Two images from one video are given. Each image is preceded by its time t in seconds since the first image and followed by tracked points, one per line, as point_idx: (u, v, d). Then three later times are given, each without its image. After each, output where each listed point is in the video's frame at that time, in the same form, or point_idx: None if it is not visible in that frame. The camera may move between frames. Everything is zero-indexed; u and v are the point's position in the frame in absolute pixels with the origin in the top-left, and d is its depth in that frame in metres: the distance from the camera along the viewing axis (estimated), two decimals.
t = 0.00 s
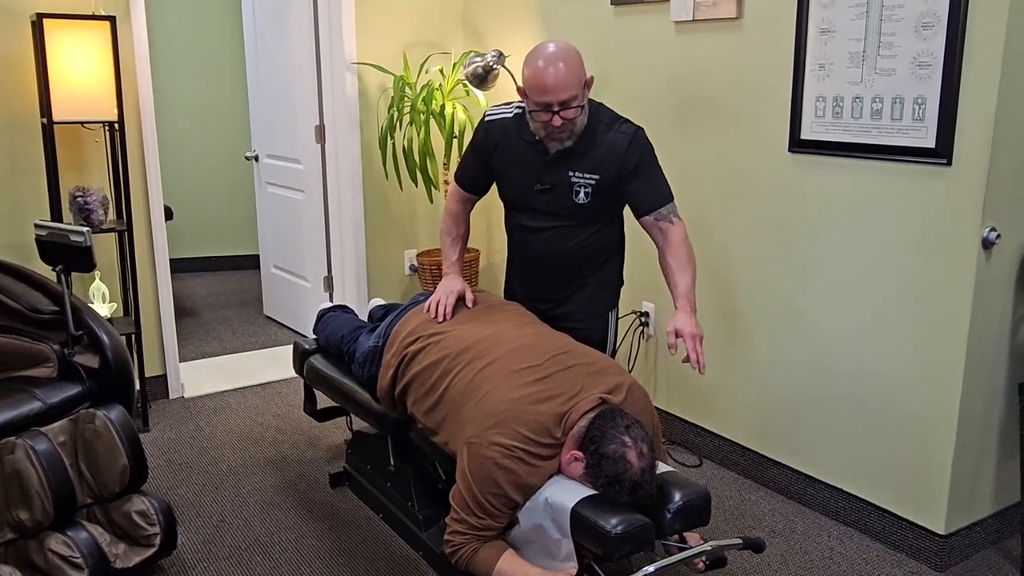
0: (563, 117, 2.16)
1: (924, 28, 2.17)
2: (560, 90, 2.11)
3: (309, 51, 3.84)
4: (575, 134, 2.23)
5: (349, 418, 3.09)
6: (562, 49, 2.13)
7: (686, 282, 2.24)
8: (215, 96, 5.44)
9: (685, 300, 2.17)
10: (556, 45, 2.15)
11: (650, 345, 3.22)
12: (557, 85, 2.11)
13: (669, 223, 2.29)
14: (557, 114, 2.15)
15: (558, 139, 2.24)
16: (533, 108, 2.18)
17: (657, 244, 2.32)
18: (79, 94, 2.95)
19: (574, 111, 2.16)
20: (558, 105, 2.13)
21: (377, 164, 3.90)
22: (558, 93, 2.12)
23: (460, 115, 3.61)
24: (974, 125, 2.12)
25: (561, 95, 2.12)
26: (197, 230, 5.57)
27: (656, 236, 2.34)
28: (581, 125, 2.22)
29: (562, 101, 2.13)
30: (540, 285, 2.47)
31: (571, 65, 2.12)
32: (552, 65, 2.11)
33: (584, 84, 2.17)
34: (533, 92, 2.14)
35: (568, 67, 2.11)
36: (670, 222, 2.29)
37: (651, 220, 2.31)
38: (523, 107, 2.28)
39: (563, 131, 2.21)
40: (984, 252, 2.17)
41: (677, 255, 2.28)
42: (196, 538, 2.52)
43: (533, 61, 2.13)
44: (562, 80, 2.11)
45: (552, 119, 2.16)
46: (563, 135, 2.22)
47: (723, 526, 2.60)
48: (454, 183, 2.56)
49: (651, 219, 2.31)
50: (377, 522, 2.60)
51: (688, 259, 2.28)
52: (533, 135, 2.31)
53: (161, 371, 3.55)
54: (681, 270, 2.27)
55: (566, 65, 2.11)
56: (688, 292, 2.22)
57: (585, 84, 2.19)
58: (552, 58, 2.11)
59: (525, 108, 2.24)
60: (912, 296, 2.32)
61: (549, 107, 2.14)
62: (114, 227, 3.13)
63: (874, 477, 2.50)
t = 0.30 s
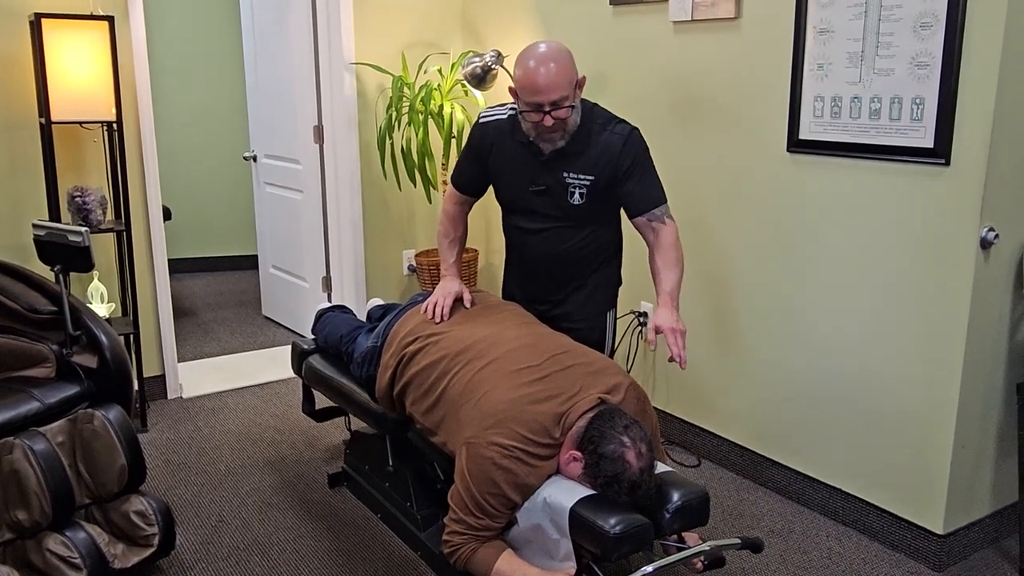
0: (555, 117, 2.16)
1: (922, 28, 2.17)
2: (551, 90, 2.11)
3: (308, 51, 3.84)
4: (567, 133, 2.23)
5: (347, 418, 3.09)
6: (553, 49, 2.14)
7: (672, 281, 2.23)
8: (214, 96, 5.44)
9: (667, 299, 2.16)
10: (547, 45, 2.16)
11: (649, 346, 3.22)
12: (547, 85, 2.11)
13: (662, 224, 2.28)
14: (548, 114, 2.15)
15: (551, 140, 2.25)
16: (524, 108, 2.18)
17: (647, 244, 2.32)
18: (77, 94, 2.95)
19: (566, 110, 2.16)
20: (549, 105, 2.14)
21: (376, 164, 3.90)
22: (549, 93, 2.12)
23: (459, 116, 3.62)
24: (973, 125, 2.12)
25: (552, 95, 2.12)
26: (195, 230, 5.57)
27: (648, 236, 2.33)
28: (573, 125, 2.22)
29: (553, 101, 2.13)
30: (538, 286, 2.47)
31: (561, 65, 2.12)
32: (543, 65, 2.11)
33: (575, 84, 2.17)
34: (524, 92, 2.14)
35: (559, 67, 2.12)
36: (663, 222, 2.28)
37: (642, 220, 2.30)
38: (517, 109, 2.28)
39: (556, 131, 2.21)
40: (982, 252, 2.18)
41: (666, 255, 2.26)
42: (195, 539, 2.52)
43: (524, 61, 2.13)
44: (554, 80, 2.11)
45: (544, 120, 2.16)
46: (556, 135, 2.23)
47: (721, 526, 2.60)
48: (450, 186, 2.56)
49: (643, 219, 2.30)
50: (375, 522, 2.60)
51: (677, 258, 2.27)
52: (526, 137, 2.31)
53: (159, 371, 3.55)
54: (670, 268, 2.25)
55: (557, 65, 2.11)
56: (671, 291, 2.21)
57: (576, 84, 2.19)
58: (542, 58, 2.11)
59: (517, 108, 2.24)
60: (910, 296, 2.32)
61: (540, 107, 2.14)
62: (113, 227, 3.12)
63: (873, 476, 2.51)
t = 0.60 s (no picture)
0: (541, 120, 2.13)
1: (921, 28, 2.17)
2: (536, 92, 2.09)
3: (307, 51, 3.83)
4: (556, 135, 2.23)
5: (346, 419, 3.09)
6: (538, 52, 2.11)
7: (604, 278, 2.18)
8: (214, 96, 5.44)
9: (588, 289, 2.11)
10: (532, 48, 2.14)
11: (648, 346, 3.22)
12: (531, 87, 2.09)
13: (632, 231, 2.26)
14: (534, 117, 2.13)
15: (540, 142, 2.24)
16: (511, 112, 2.15)
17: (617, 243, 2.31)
18: (76, 94, 2.95)
19: (552, 113, 2.13)
20: (535, 108, 2.11)
21: (375, 163, 3.89)
22: (535, 96, 2.09)
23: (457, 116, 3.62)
24: (972, 125, 2.12)
25: (538, 97, 2.09)
26: (194, 230, 5.57)
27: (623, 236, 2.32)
28: (561, 127, 2.22)
29: (539, 103, 2.10)
30: (537, 287, 2.47)
31: (546, 67, 2.10)
32: (528, 68, 2.09)
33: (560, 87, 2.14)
34: (510, 95, 2.12)
35: (545, 69, 2.09)
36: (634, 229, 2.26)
37: (618, 226, 2.29)
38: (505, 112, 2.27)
39: (544, 133, 2.19)
40: (981, 252, 2.18)
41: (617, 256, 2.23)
42: (194, 538, 2.52)
43: (510, 64, 2.11)
44: (539, 83, 2.09)
45: (530, 123, 2.14)
46: (545, 138, 2.22)
47: (720, 526, 2.61)
48: (444, 190, 2.56)
49: (618, 225, 2.29)
50: (374, 523, 2.60)
51: (623, 259, 2.23)
52: (516, 141, 2.31)
53: (158, 371, 3.55)
54: (608, 263, 2.23)
55: (543, 68, 2.09)
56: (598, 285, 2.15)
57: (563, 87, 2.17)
58: (527, 61, 2.09)
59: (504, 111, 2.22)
60: (909, 296, 2.32)
61: (525, 110, 2.12)
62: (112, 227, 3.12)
63: (872, 476, 2.51)
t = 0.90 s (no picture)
0: (519, 125, 2.14)
1: (921, 29, 2.17)
2: (514, 97, 2.10)
3: (306, 52, 3.83)
4: (538, 140, 2.23)
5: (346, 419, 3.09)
6: (519, 57, 2.12)
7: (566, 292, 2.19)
8: (214, 97, 5.44)
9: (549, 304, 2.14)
10: (516, 52, 2.14)
11: (647, 346, 3.22)
12: (510, 91, 2.09)
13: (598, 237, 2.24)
14: (513, 121, 2.14)
15: (522, 148, 2.25)
16: (491, 116, 2.17)
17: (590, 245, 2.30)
18: (75, 95, 2.95)
19: (531, 118, 2.14)
20: (513, 112, 2.12)
21: (374, 164, 3.89)
22: (512, 100, 2.10)
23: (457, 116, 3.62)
24: (971, 125, 2.12)
25: (514, 101, 2.10)
26: (194, 231, 5.57)
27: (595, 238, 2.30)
28: (544, 132, 2.22)
29: (517, 108, 2.11)
30: (537, 287, 2.47)
31: (526, 72, 2.10)
32: (508, 72, 2.09)
33: (540, 92, 2.14)
34: (489, 99, 2.13)
35: (524, 75, 2.10)
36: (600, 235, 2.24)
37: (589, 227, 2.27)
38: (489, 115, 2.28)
39: (524, 137, 2.20)
40: (980, 253, 2.18)
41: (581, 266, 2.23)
42: (193, 539, 2.52)
43: (491, 67, 2.12)
44: (518, 87, 2.09)
45: (509, 127, 2.15)
46: (526, 143, 2.23)
47: (720, 526, 2.61)
48: (438, 195, 2.56)
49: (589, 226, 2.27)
50: (373, 524, 2.60)
51: (585, 271, 2.23)
52: (500, 146, 2.31)
53: (158, 372, 3.55)
54: (572, 275, 2.24)
55: (523, 73, 2.10)
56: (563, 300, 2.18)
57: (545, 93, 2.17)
58: (506, 66, 2.10)
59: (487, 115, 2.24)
60: (908, 297, 2.32)
61: (504, 114, 2.13)
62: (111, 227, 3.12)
63: (871, 477, 2.51)
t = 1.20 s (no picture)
0: (502, 134, 2.12)
1: (921, 30, 2.17)
2: (494, 107, 2.07)
3: (306, 52, 3.83)
4: (521, 147, 2.21)
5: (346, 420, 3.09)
6: (497, 65, 2.09)
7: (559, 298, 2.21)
8: (213, 98, 5.44)
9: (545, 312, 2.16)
10: (493, 60, 2.11)
11: (647, 348, 3.22)
12: (489, 101, 2.06)
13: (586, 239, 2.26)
14: (495, 132, 2.11)
15: (508, 156, 2.23)
16: (473, 128, 2.14)
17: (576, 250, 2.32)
18: (76, 95, 2.95)
19: (513, 126, 2.11)
20: (495, 123, 2.09)
21: (374, 165, 3.90)
22: (493, 111, 2.07)
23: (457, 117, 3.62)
24: (971, 126, 2.12)
25: (495, 112, 2.07)
26: (194, 232, 5.57)
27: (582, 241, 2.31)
28: (527, 138, 2.21)
29: (499, 118, 2.08)
30: (535, 289, 2.47)
31: (504, 80, 2.07)
32: (487, 82, 2.06)
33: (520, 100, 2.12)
34: (470, 112, 2.10)
35: (504, 84, 2.07)
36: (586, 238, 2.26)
37: (575, 229, 2.29)
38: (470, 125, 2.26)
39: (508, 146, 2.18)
40: (980, 254, 2.18)
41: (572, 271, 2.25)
42: (193, 539, 2.52)
43: (468, 77, 2.09)
44: (498, 97, 2.06)
45: (492, 138, 2.12)
46: (511, 152, 2.22)
47: (720, 527, 2.61)
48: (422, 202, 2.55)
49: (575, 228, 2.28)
50: (373, 525, 2.60)
51: (576, 277, 2.25)
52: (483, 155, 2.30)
53: (158, 372, 3.55)
54: (564, 281, 2.25)
55: (501, 82, 2.07)
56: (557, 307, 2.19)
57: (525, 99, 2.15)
58: (485, 76, 2.07)
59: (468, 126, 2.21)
60: (908, 298, 2.32)
61: (485, 126, 2.10)
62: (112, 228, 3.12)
63: (871, 478, 2.51)
